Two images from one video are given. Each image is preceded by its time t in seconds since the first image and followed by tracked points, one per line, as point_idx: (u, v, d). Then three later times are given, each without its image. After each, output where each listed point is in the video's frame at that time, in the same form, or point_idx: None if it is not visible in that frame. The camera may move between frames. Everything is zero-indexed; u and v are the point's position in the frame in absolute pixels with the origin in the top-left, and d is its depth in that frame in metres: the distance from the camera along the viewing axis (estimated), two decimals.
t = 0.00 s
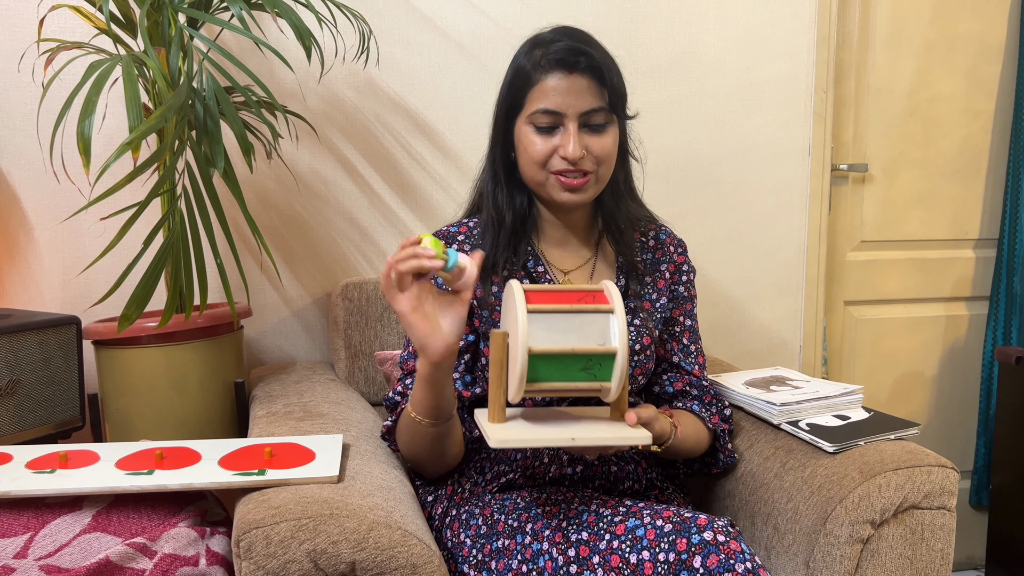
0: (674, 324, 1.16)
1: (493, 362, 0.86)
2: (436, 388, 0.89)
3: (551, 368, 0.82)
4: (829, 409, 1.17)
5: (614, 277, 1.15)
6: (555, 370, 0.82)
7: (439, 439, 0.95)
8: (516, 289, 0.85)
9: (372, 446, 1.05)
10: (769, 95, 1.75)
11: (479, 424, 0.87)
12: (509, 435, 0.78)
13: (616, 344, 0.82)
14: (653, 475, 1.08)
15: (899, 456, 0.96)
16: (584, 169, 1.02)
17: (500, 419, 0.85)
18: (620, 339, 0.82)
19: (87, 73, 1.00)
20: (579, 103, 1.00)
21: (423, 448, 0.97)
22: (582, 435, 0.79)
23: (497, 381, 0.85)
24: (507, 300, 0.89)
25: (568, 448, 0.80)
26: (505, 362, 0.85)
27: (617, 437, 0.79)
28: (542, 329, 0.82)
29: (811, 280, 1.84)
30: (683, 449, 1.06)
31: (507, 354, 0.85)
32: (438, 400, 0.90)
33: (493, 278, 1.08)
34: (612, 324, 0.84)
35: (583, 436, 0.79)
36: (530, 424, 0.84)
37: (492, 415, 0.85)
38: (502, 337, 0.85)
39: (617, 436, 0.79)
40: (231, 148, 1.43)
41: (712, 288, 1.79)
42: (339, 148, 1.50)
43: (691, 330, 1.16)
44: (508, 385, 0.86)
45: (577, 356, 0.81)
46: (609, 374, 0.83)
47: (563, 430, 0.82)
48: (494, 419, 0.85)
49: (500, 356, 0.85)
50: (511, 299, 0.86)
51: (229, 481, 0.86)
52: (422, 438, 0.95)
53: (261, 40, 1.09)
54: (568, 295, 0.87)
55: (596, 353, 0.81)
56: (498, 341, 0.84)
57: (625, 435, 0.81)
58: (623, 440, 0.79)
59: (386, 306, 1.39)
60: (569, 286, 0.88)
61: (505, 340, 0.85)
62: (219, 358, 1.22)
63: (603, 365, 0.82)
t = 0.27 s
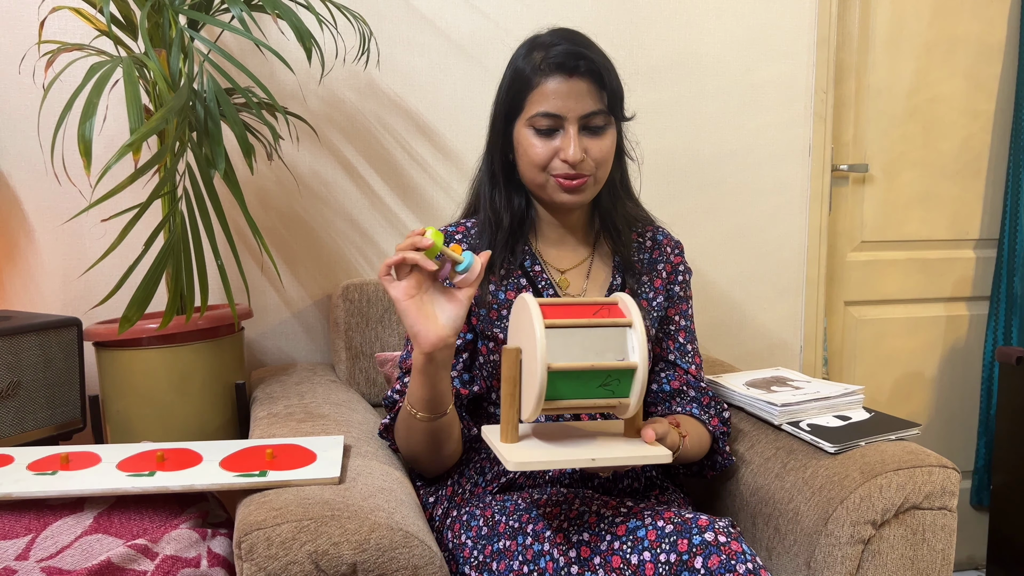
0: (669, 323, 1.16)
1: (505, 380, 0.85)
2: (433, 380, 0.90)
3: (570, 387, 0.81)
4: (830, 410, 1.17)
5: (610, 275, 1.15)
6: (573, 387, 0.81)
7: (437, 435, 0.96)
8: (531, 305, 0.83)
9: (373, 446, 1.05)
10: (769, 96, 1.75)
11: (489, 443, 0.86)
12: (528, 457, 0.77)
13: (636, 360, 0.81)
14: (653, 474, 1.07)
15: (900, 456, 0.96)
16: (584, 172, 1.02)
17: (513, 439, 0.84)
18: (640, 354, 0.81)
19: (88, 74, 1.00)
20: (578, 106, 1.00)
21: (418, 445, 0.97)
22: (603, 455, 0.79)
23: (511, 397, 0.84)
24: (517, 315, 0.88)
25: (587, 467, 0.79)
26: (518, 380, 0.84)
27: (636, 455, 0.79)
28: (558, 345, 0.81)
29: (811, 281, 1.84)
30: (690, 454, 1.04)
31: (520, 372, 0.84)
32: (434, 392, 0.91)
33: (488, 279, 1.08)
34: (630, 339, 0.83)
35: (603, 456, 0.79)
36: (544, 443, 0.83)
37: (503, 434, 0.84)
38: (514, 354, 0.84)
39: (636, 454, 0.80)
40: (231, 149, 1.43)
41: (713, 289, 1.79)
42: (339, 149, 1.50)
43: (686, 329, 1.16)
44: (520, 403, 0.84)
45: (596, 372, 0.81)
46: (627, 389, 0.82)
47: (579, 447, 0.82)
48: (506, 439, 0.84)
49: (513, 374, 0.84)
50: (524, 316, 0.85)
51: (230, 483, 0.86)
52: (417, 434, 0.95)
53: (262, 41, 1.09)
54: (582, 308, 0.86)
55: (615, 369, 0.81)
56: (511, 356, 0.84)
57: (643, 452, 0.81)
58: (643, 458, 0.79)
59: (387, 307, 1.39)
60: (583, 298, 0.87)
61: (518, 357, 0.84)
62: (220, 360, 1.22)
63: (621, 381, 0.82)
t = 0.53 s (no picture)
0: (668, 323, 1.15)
1: (531, 368, 0.81)
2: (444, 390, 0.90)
3: (600, 377, 0.77)
4: (830, 410, 1.17)
5: (608, 274, 1.14)
6: (604, 378, 0.77)
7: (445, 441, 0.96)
8: (563, 291, 0.78)
9: (373, 448, 1.05)
10: (768, 97, 1.75)
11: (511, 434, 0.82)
12: (560, 449, 0.73)
13: (666, 352, 0.77)
14: (652, 474, 1.06)
15: (899, 457, 0.96)
16: (582, 171, 1.02)
17: (535, 428, 0.80)
18: (671, 346, 0.77)
19: (87, 77, 1.00)
20: (577, 105, 1.00)
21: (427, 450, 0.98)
22: (632, 447, 0.76)
23: (537, 387, 0.80)
24: (543, 300, 0.83)
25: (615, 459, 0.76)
26: (544, 368, 0.80)
27: (666, 449, 0.77)
28: (591, 333, 0.77)
29: (810, 282, 1.84)
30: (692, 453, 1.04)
31: (547, 360, 0.80)
32: (446, 403, 0.91)
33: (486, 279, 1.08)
34: (661, 330, 0.79)
35: (632, 448, 0.76)
36: (569, 434, 0.79)
37: (527, 424, 0.80)
38: (541, 341, 0.80)
39: (666, 447, 0.77)
40: (231, 151, 1.43)
41: (712, 290, 1.79)
42: (339, 151, 1.51)
43: (685, 328, 1.15)
44: (545, 392, 0.81)
45: (628, 364, 0.77)
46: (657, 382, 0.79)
47: (606, 438, 0.79)
48: (529, 429, 0.80)
49: (539, 362, 0.80)
50: (551, 301, 0.81)
51: (230, 485, 0.86)
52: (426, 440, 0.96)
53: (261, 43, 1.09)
54: (609, 299, 0.82)
55: (646, 360, 0.77)
56: (539, 345, 0.79)
57: (672, 445, 0.78)
58: (672, 452, 0.77)
59: (387, 308, 1.39)
60: (611, 287, 0.83)
61: (546, 345, 0.80)
62: (219, 362, 1.22)
63: (651, 374, 0.78)
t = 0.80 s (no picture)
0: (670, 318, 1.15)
1: (585, 316, 0.67)
2: (460, 378, 0.87)
3: (666, 322, 0.65)
4: (830, 410, 1.17)
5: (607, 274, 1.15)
6: (670, 323, 0.65)
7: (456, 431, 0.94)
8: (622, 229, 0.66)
9: (373, 449, 1.05)
10: (768, 97, 1.75)
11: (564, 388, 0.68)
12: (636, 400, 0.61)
13: (729, 292, 0.67)
14: (652, 473, 1.05)
15: (900, 457, 0.96)
16: (579, 171, 1.02)
17: (593, 380, 0.67)
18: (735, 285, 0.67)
19: (87, 77, 1.00)
20: (572, 105, 1.00)
21: (437, 440, 0.95)
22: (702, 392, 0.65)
23: (594, 338, 0.67)
24: (588, 243, 0.70)
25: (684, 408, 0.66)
26: (602, 316, 0.67)
27: (740, 394, 0.66)
28: (658, 274, 0.64)
29: (811, 281, 1.84)
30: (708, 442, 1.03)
31: (605, 307, 0.67)
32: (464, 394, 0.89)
33: (486, 277, 1.07)
34: (720, 269, 0.69)
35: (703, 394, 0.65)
36: (635, 385, 0.67)
37: (585, 376, 0.67)
38: (599, 285, 0.67)
39: (739, 393, 0.66)
40: (231, 152, 1.43)
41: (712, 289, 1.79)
42: (339, 152, 1.51)
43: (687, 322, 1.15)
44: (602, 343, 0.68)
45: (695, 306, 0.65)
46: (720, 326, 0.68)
47: (668, 387, 0.68)
48: (589, 381, 0.67)
49: (596, 309, 0.67)
50: (604, 240, 0.67)
51: (231, 485, 0.86)
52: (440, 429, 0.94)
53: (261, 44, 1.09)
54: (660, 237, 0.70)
55: (713, 302, 0.66)
56: (596, 290, 0.67)
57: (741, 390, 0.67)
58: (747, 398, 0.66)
59: (387, 309, 1.39)
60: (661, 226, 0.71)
61: (603, 291, 0.67)
62: (220, 362, 1.22)
63: (716, 316, 0.67)
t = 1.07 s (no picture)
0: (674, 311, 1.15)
1: (626, 275, 0.76)
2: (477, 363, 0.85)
3: (705, 278, 0.74)
4: (831, 411, 1.17)
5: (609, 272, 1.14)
6: (710, 279, 0.75)
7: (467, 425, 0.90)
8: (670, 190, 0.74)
9: (375, 450, 1.05)
10: (768, 97, 1.75)
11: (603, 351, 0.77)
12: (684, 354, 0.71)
13: (762, 249, 0.78)
14: (653, 473, 1.06)
15: (901, 457, 0.96)
16: (568, 167, 1.02)
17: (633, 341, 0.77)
18: (767, 244, 0.78)
19: (88, 78, 1.00)
20: (561, 100, 1.00)
21: (457, 435, 0.91)
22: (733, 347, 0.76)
23: (634, 294, 0.76)
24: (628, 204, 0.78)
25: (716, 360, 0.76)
26: (641, 273, 0.76)
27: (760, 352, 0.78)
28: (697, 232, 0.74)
29: (811, 281, 1.84)
30: (717, 433, 1.05)
31: (643, 265, 0.76)
32: (479, 377, 0.86)
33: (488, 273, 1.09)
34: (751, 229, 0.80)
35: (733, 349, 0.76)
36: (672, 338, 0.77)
37: (627, 338, 0.77)
38: (637, 244, 0.76)
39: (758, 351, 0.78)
40: (232, 152, 1.43)
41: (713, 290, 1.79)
42: (339, 152, 1.51)
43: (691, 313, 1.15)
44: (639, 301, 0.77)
45: (732, 264, 0.75)
46: (748, 281, 0.79)
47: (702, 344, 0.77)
48: (631, 342, 0.77)
49: (634, 268, 0.76)
50: (639, 200, 0.76)
51: (232, 486, 0.86)
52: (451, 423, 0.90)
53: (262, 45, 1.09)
54: (688, 198, 0.80)
55: (747, 260, 0.76)
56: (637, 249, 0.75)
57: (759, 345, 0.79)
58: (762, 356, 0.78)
59: (388, 309, 1.39)
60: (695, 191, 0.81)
61: (641, 249, 0.76)
62: (221, 363, 1.22)
63: (746, 273, 0.77)
